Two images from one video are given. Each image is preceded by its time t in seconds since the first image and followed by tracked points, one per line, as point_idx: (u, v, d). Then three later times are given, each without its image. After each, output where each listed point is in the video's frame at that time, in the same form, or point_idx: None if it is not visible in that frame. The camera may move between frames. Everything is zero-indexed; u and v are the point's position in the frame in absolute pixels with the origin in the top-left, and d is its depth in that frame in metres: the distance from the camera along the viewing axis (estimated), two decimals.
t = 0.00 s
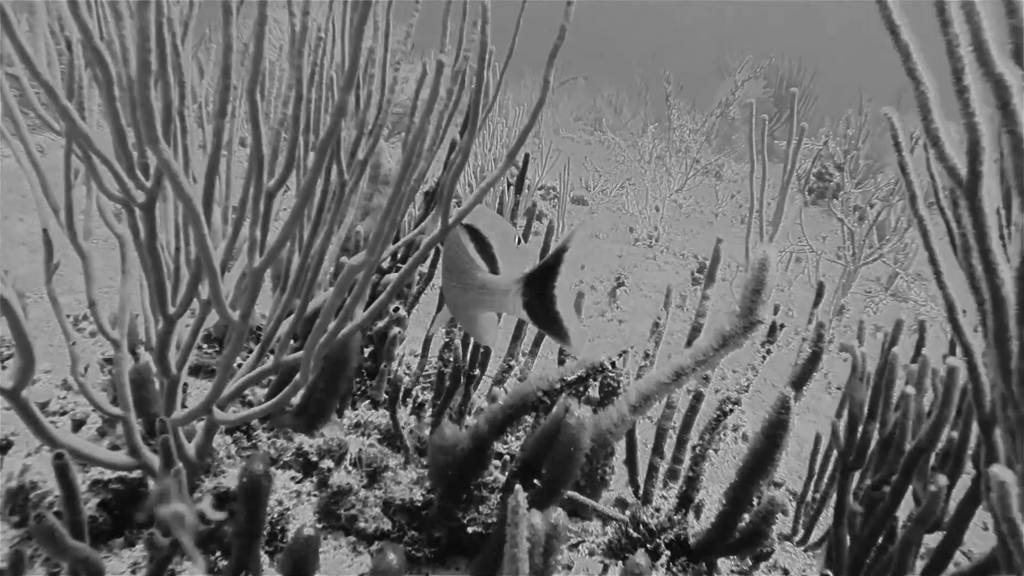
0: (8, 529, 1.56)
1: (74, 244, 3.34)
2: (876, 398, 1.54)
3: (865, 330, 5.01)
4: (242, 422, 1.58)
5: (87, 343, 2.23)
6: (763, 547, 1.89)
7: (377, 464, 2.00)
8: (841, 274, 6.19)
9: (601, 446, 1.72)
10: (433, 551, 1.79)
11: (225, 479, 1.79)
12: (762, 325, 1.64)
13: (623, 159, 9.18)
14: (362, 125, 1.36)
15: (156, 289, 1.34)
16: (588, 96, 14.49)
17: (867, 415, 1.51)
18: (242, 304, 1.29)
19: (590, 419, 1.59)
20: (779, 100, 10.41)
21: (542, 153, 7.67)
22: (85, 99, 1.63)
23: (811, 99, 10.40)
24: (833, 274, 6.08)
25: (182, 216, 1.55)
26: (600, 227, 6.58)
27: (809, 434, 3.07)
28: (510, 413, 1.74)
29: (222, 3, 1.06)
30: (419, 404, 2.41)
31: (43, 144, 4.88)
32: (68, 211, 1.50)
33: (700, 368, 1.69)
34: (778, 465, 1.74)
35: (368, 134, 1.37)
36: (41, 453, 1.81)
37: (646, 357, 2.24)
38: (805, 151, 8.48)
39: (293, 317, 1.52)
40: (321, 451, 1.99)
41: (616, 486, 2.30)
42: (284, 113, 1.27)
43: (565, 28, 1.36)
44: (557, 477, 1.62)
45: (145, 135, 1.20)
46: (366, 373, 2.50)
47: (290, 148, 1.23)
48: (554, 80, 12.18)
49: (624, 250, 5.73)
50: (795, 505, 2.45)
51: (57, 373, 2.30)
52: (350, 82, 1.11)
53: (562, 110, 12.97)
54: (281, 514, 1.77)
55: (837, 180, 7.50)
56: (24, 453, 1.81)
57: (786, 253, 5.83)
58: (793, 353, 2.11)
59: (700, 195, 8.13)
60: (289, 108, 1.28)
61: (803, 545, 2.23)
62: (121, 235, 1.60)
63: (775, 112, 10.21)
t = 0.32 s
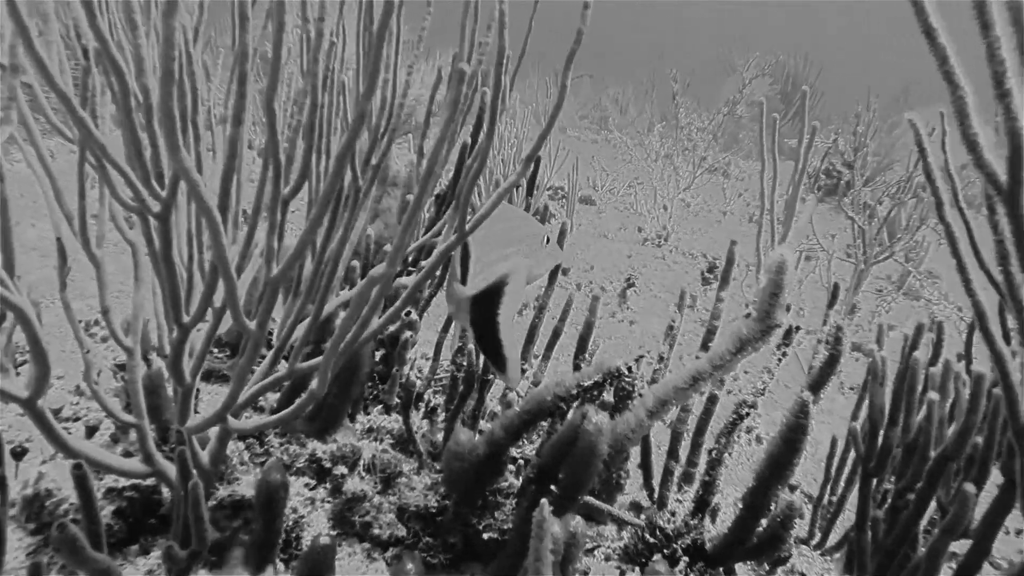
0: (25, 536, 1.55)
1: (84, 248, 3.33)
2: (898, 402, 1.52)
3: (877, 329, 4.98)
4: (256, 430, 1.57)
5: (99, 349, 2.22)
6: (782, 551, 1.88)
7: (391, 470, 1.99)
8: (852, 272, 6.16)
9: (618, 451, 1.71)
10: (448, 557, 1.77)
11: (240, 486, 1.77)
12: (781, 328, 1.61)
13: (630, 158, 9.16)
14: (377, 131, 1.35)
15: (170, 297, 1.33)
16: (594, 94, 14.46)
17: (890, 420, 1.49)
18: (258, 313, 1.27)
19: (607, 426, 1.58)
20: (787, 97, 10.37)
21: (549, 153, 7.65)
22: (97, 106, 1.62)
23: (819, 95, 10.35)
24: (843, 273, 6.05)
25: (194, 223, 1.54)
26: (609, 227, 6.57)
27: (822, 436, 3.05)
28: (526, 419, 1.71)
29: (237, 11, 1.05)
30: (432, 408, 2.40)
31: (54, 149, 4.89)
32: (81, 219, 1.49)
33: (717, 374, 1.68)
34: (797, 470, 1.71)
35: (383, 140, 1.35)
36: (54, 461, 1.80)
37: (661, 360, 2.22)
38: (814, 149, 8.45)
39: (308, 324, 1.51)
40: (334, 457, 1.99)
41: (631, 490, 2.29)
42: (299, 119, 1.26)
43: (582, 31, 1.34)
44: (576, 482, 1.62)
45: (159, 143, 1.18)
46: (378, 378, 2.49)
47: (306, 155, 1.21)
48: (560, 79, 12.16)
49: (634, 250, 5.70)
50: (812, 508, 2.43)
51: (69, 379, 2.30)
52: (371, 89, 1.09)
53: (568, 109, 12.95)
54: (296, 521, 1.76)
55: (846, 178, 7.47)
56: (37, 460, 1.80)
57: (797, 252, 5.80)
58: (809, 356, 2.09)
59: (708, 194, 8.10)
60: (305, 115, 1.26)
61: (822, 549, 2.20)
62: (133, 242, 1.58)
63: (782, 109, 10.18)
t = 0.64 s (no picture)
0: (45, 545, 1.56)
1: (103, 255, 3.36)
2: (927, 409, 1.50)
3: (892, 329, 4.95)
4: (276, 440, 1.57)
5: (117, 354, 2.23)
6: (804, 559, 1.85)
7: (408, 477, 1.98)
8: (866, 273, 6.12)
9: (640, 459, 1.67)
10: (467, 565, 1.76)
11: (258, 495, 1.76)
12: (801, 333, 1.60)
13: (641, 158, 9.13)
14: (399, 138, 1.33)
15: (191, 308, 1.33)
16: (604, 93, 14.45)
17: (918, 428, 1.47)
18: (280, 325, 1.27)
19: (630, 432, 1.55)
20: (797, 95, 10.33)
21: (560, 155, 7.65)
22: (114, 113, 1.61)
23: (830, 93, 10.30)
24: (857, 272, 6.02)
25: (213, 231, 1.53)
26: (620, 228, 6.55)
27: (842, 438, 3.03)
28: (546, 427, 1.69)
29: (260, 18, 1.04)
30: (449, 414, 2.39)
31: (73, 154, 4.93)
32: (100, 229, 1.48)
33: (739, 380, 1.67)
34: (819, 477, 1.67)
35: (403, 147, 1.34)
36: (73, 468, 1.81)
37: (680, 364, 2.21)
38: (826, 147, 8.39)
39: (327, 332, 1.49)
40: (351, 464, 1.97)
41: (650, 496, 2.27)
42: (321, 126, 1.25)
43: (604, 35, 1.32)
44: (598, 489, 1.59)
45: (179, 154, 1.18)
46: (393, 383, 2.48)
47: (327, 165, 1.20)
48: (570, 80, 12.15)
49: (646, 251, 5.69)
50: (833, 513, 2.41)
51: (86, 386, 2.29)
52: (393, 94, 1.07)
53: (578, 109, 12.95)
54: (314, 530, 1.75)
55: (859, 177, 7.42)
56: (57, 468, 1.81)
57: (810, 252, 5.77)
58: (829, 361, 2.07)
59: (719, 194, 8.08)
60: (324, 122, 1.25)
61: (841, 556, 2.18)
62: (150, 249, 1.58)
63: (793, 108, 10.13)
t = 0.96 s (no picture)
0: (71, 553, 1.56)
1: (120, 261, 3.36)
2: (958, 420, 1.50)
3: (910, 332, 4.92)
4: (301, 452, 1.56)
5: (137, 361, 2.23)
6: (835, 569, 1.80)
7: (429, 486, 1.96)
8: (883, 275, 6.07)
9: (666, 468, 1.65)
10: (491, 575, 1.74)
11: (281, 504, 1.75)
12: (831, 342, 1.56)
13: (653, 159, 9.10)
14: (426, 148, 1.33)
15: (217, 319, 1.32)
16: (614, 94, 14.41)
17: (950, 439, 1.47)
18: (309, 338, 1.27)
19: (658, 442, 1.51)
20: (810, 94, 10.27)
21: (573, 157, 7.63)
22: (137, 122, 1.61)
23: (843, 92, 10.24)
24: (872, 274, 5.98)
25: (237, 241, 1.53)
26: (633, 230, 6.52)
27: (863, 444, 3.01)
28: (572, 436, 1.68)
29: (290, 30, 1.03)
30: (470, 421, 2.39)
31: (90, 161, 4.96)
32: (125, 239, 1.48)
33: (766, 389, 1.66)
34: (847, 486, 1.64)
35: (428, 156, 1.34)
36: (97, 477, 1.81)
37: (703, 371, 2.19)
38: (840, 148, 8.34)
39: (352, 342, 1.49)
40: (373, 473, 1.95)
41: (671, 503, 2.26)
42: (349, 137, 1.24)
43: (633, 43, 1.31)
44: (623, 500, 1.54)
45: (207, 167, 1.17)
46: (412, 390, 2.47)
47: (356, 177, 1.20)
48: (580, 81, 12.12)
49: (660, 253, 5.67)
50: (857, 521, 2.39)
51: (107, 392, 2.30)
52: (426, 109, 1.07)
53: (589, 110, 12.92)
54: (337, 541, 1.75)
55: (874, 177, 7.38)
56: (80, 476, 1.81)
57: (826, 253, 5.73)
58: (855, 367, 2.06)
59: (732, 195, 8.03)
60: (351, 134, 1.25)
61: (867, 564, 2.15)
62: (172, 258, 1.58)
63: (806, 108, 10.08)
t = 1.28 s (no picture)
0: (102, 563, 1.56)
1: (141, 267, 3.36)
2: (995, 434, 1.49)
3: (931, 336, 4.88)
4: (329, 463, 1.55)
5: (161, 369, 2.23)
6: None
7: (455, 495, 1.95)
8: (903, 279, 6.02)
9: (696, 480, 1.62)
10: None
11: (308, 515, 1.75)
12: (861, 354, 1.58)
13: (668, 162, 9.06)
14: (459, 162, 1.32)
15: (249, 331, 1.32)
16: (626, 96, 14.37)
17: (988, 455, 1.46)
18: (343, 351, 1.27)
19: (689, 454, 1.49)
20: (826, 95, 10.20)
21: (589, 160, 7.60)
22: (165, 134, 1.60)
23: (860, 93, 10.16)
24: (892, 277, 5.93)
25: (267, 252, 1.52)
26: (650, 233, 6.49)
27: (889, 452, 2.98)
28: (602, 446, 1.67)
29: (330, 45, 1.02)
30: (493, 430, 2.38)
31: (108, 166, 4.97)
32: (154, 251, 1.48)
33: (797, 401, 1.64)
34: (879, 499, 1.62)
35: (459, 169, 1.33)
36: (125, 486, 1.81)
37: (728, 380, 2.17)
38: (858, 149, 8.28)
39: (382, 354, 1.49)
40: (398, 483, 1.95)
41: (695, 513, 2.24)
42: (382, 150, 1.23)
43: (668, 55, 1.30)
44: (653, 512, 1.52)
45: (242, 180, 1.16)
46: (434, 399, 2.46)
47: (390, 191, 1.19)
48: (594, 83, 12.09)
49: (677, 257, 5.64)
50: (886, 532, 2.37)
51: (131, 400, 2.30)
52: (466, 126, 1.06)
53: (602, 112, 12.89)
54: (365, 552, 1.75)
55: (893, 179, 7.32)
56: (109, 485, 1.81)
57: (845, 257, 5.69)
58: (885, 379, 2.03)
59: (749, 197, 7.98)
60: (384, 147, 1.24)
61: None
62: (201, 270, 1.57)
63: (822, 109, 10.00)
